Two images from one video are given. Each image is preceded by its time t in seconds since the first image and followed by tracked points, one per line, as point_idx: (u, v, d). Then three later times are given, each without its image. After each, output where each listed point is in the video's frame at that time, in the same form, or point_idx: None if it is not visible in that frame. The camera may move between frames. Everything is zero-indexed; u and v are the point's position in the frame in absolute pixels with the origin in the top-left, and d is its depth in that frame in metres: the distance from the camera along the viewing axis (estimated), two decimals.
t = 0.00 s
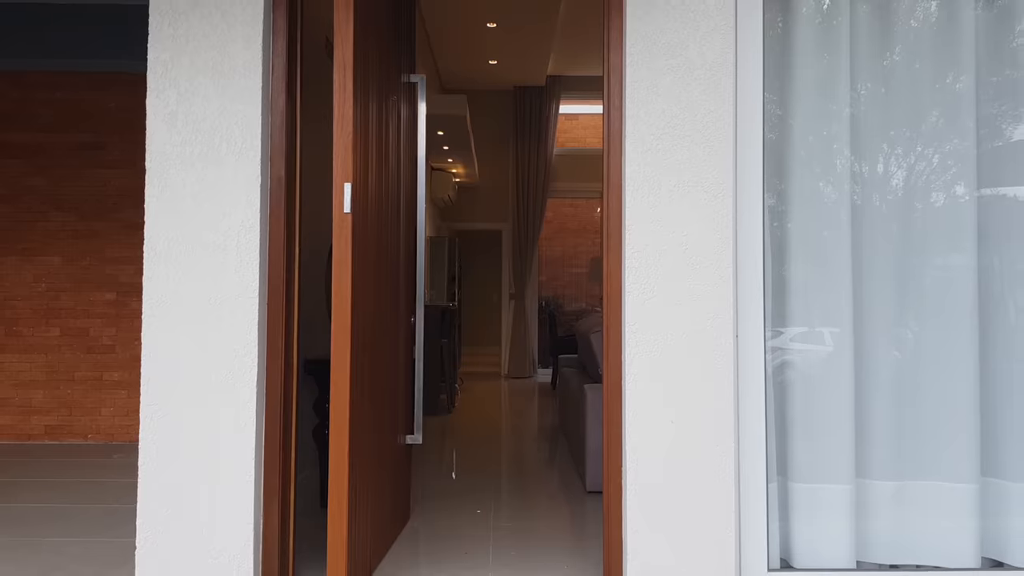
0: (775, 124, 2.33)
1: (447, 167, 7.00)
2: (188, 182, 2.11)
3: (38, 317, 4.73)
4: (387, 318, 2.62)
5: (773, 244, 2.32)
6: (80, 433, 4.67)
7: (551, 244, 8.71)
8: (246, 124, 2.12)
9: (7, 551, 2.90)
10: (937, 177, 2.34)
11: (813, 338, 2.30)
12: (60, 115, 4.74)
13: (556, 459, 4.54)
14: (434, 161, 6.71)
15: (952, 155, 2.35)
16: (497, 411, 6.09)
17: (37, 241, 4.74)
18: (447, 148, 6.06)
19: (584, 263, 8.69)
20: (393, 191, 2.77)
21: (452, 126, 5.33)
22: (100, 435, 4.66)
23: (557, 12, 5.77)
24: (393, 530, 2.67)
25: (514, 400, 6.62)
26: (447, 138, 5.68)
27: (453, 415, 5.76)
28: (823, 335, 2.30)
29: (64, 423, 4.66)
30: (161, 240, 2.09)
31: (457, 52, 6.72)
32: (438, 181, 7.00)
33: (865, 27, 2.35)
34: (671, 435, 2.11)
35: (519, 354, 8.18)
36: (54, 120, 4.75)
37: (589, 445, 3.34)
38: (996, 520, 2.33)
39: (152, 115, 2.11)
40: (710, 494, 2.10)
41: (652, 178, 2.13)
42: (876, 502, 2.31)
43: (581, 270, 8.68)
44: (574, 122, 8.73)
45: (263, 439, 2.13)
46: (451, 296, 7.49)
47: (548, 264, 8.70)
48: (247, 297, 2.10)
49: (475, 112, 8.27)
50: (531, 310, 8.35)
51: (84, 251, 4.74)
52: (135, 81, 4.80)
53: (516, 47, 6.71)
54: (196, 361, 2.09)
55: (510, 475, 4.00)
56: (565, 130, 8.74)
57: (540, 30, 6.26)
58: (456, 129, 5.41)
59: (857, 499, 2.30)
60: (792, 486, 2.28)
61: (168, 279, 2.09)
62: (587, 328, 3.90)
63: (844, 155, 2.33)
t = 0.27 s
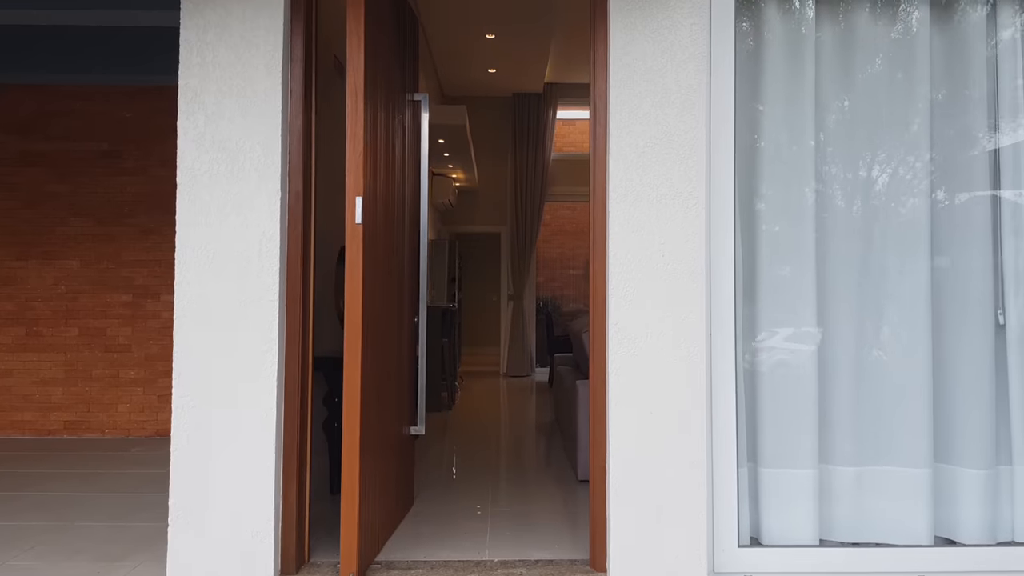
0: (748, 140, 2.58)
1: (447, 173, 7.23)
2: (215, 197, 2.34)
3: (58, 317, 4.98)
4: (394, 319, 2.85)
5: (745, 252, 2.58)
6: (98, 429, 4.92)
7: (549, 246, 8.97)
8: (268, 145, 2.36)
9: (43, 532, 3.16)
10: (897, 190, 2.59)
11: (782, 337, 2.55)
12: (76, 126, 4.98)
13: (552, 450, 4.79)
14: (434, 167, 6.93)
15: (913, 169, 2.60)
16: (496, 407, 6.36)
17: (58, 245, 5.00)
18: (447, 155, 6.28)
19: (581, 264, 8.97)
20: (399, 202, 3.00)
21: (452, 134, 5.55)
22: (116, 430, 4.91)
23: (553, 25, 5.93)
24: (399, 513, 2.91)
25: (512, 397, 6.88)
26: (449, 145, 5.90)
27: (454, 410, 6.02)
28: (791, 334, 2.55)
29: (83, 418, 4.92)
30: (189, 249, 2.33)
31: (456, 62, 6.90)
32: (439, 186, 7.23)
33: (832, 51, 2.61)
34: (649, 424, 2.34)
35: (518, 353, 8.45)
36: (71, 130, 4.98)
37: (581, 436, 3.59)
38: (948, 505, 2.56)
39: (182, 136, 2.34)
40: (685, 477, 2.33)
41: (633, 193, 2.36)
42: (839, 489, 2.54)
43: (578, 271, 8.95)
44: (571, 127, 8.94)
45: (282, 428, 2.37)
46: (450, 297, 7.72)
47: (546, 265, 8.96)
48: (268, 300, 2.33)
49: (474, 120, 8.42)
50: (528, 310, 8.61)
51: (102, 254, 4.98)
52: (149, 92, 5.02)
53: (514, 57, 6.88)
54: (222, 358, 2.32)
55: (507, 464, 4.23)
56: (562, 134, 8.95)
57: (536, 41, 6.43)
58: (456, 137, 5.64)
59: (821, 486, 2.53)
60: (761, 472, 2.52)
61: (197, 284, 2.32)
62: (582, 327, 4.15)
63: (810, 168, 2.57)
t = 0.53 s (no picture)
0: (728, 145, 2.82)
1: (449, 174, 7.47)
2: (241, 198, 2.58)
3: (78, 311, 5.20)
4: (402, 311, 3.09)
5: (725, 249, 2.82)
6: (116, 418, 5.16)
7: (548, 245, 9.20)
8: (289, 150, 2.59)
9: (75, 509, 3.40)
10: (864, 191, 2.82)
11: (757, 326, 2.79)
12: (94, 128, 5.22)
13: (549, 438, 5.03)
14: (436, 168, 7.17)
15: (880, 172, 2.84)
16: (496, 400, 6.60)
17: (77, 243, 5.22)
18: (449, 156, 6.54)
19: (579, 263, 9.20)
20: (407, 202, 3.24)
21: (454, 137, 5.80)
22: (134, 419, 5.15)
23: (550, 32, 6.12)
24: (406, 490, 3.14)
25: (512, 391, 7.12)
26: (450, 148, 6.15)
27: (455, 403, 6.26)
28: (766, 323, 2.79)
29: (102, 408, 5.15)
30: (217, 245, 2.56)
31: (456, 66, 7.10)
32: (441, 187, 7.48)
33: (806, 63, 2.85)
34: (635, 404, 2.57)
35: (517, 348, 8.69)
36: (89, 132, 5.22)
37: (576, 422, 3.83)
38: (910, 479, 2.80)
39: (211, 142, 2.58)
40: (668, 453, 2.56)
41: (621, 193, 2.59)
42: (809, 466, 2.78)
43: (576, 270, 9.19)
44: (570, 129, 9.17)
45: (302, 408, 2.61)
46: (451, 294, 7.95)
47: (545, 264, 9.20)
48: (290, 292, 2.57)
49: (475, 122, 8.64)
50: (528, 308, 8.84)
51: (119, 252, 5.21)
52: (164, 96, 5.25)
53: (513, 62, 7.08)
54: (248, 344, 2.56)
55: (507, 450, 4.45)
56: (561, 136, 9.18)
57: (534, 46, 6.62)
58: (457, 139, 5.89)
59: (792, 464, 2.76)
60: (739, 449, 2.76)
61: (226, 276, 2.56)
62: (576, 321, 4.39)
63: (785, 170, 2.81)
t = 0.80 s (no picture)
0: (710, 156, 3.07)
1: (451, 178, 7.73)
2: (264, 205, 2.82)
3: (97, 310, 5.44)
4: (409, 309, 3.33)
5: (708, 251, 3.06)
6: (134, 412, 5.41)
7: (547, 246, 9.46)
8: (308, 161, 2.83)
9: (104, 493, 3.64)
10: (836, 198, 3.07)
11: (738, 323, 3.03)
12: (112, 135, 5.47)
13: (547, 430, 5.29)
14: (439, 173, 7.43)
15: (867, 177, 3.07)
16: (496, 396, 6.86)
17: (96, 245, 5.46)
18: (450, 161, 6.81)
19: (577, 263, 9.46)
20: (415, 207, 3.49)
21: (455, 143, 6.07)
22: (150, 413, 5.39)
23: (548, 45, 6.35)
24: (414, 475, 3.39)
25: (511, 388, 7.38)
26: (453, 153, 6.41)
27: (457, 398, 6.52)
28: (745, 320, 3.03)
29: (120, 403, 5.39)
30: (242, 249, 2.81)
31: (457, 75, 7.33)
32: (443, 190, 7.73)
33: (782, 80, 3.09)
34: (624, 394, 2.81)
35: (516, 347, 8.95)
36: (107, 138, 5.47)
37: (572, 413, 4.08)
38: (878, 464, 3.04)
39: (236, 154, 2.82)
40: (654, 440, 2.80)
41: (611, 201, 2.84)
42: (785, 451, 3.02)
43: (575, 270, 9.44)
44: (569, 133, 9.41)
45: (320, 398, 2.85)
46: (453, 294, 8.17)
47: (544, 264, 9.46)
48: (308, 291, 2.81)
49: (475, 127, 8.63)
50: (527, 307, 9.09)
51: (136, 254, 5.45)
52: (178, 105, 5.49)
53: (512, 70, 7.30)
54: (270, 339, 2.80)
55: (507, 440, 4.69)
56: (560, 140, 9.42)
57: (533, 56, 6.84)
58: (459, 146, 6.16)
59: (769, 450, 3.00)
60: (720, 435, 3.00)
61: (250, 278, 2.81)
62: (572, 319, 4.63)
63: (761, 178, 3.05)
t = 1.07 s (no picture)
0: (695, 159, 3.30)
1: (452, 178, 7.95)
2: (280, 205, 3.05)
3: (112, 304, 5.67)
4: (415, 301, 3.56)
5: (693, 247, 3.29)
6: (148, 402, 5.64)
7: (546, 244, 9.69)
8: (322, 164, 3.06)
9: (127, 475, 3.87)
10: (811, 198, 3.30)
11: (720, 315, 3.26)
12: (128, 137, 5.70)
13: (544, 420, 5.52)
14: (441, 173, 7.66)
15: (857, 175, 3.31)
16: (496, 389, 7.10)
17: (112, 242, 5.69)
18: (452, 161, 7.05)
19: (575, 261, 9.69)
20: (419, 206, 3.71)
21: (456, 144, 6.32)
22: (164, 404, 5.62)
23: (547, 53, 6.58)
24: (418, 456, 3.61)
25: (511, 381, 7.61)
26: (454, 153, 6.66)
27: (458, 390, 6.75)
28: (732, 310, 3.26)
29: (135, 394, 5.62)
30: (261, 245, 3.04)
31: (458, 80, 7.56)
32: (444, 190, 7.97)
33: (762, 89, 3.32)
34: (615, 379, 3.04)
35: (516, 342, 9.18)
36: (123, 140, 5.70)
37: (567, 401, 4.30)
38: (851, 445, 3.27)
39: (256, 156, 3.05)
40: (641, 421, 3.03)
41: (602, 201, 3.07)
42: (763, 434, 3.24)
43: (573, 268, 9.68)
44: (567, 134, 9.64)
45: (332, 382, 3.08)
46: (454, 290, 8.40)
47: (542, 262, 9.69)
48: (322, 284, 3.04)
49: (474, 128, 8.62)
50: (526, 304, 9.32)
51: (150, 250, 5.68)
52: (191, 107, 5.72)
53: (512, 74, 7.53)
54: (287, 328, 3.03)
55: (506, 427, 4.92)
56: (558, 140, 9.64)
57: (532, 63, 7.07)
58: (460, 147, 6.40)
59: (748, 432, 3.23)
60: (703, 419, 3.23)
61: (268, 271, 3.04)
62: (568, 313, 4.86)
63: (742, 180, 3.28)
